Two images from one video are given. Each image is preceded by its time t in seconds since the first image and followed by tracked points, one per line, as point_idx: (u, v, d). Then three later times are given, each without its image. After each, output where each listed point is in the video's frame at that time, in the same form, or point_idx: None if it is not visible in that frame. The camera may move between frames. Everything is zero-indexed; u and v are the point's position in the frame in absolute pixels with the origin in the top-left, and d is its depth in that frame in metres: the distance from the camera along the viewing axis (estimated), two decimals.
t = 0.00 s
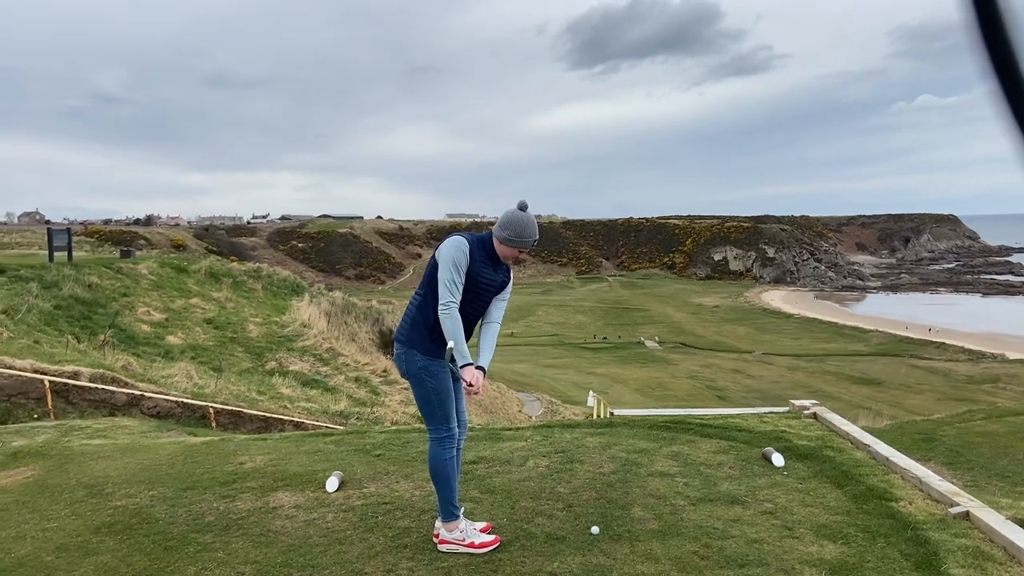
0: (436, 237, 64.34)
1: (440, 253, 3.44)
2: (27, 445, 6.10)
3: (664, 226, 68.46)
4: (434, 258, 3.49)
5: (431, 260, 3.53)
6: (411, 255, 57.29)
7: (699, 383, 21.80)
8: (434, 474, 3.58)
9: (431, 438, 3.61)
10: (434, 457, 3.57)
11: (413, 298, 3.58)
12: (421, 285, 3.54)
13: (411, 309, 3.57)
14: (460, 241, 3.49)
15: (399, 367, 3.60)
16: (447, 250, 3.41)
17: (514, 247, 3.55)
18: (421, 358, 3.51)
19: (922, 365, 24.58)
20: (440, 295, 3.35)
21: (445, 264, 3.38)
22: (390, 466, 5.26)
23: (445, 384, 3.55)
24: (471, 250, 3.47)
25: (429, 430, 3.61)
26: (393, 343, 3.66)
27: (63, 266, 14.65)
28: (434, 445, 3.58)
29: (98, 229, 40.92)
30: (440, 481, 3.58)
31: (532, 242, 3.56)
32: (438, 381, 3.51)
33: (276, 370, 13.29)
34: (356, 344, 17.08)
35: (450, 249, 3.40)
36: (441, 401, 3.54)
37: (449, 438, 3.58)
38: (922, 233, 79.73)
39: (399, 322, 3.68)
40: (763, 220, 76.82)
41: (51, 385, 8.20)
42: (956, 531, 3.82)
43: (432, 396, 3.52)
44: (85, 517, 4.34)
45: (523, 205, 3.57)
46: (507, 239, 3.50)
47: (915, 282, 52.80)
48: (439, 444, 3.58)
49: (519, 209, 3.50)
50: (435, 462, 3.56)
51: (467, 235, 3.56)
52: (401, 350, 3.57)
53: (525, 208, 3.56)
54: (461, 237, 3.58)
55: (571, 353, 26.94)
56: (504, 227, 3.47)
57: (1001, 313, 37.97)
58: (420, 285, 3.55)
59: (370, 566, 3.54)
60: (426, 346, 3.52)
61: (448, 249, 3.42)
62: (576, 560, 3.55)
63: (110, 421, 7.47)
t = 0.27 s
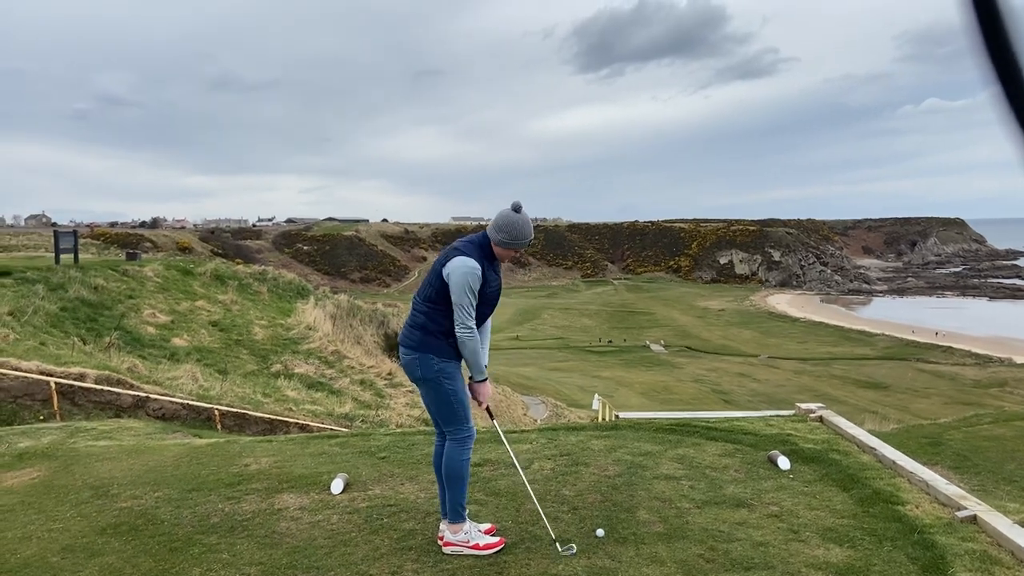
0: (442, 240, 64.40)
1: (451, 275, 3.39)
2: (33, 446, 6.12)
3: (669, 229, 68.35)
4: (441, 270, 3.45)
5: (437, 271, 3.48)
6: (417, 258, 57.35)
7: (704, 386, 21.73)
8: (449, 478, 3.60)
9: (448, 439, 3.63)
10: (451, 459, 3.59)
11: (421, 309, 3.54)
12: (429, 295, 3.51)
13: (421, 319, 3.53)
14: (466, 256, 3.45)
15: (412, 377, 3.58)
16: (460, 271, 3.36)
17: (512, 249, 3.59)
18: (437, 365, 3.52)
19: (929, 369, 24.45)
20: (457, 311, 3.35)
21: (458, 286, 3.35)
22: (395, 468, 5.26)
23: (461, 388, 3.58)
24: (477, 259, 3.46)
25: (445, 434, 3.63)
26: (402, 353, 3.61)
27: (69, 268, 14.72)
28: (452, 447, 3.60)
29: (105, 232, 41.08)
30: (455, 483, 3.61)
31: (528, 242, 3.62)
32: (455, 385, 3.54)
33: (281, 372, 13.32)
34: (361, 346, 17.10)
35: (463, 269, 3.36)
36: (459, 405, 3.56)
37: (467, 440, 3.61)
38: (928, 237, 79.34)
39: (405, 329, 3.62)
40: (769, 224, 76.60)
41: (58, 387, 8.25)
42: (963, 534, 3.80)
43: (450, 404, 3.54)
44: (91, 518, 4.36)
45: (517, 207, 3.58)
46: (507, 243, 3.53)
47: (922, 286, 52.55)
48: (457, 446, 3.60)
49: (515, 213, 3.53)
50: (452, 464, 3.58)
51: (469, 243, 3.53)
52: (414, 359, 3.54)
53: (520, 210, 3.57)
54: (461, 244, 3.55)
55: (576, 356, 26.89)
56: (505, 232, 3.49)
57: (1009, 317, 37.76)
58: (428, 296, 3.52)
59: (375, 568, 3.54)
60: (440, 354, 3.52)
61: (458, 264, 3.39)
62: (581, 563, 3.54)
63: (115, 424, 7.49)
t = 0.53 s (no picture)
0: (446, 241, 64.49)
1: (489, 286, 3.44)
2: (39, 447, 6.16)
3: (674, 231, 68.29)
4: (473, 279, 3.41)
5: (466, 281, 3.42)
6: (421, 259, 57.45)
7: (708, 388, 21.70)
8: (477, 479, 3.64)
9: (469, 439, 3.65)
10: (478, 460, 3.62)
11: (448, 318, 3.46)
12: (457, 304, 3.44)
13: (454, 330, 3.46)
14: (492, 263, 3.50)
15: (442, 385, 3.51)
16: (498, 280, 3.46)
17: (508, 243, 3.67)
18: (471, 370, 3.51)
19: (934, 371, 24.36)
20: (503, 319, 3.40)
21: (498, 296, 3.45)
22: (399, 469, 5.28)
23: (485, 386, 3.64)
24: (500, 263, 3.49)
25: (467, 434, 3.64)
26: (430, 364, 3.50)
27: (75, 269, 14.80)
28: (475, 447, 3.63)
29: (111, 233, 41.27)
30: (471, 482, 3.63)
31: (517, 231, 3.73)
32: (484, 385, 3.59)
33: (286, 373, 13.36)
34: (365, 347, 17.15)
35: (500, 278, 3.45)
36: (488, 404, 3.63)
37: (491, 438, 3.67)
38: (934, 238, 79.06)
39: (430, 341, 3.49)
40: (773, 225, 76.44)
41: (63, 387, 8.30)
42: (966, 537, 3.79)
43: (481, 406, 3.58)
44: (96, 518, 4.39)
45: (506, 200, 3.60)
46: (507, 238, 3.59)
47: (927, 288, 52.38)
48: (482, 445, 3.64)
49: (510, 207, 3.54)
50: (479, 464, 3.62)
51: (481, 246, 3.52)
52: (447, 368, 3.47)
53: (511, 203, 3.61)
54: (472, 248, 3.50)
55: (580, 357, 26.89)
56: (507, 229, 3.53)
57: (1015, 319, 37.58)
58: (456, 306, 3.45)
59: (378, 569, 3.56)
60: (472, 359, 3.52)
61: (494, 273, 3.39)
62: (584, 564, 3.55)
63: (121, 424, 7.53)
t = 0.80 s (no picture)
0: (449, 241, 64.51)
1: (502, 278, 3.47)
2: (42, 446, 6.17)
3: (677, 230, 68.19)
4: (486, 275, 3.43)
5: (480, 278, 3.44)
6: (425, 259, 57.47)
7: (712, 388, 21.66)
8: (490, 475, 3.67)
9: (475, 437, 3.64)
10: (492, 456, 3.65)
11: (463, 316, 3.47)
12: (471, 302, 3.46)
13: (473, 328, 3.48)
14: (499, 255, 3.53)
15: (458, 383, 3.49)
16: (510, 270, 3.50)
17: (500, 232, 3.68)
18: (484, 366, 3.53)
19: (938, 371, 24.29)
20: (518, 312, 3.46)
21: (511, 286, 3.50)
22: (401, 468, 5.28)
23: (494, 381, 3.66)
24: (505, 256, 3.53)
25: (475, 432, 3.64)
26: (445, 362, 3.48)
27: (79, 268, 14.84)
28: (481, 445, 3.63)
29: (114, 232, 41.41)
30: (474, 480, 3.63)
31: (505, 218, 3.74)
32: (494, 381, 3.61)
33: (289, 372, 13.37)
34: (368, 347, 17.16)
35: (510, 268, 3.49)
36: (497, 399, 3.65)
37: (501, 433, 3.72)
38: (938, 238, 78.86)
39: (447, 341, 3.47)
40: (777, 225, 76.26)
41: (66, 386, 8.33)
42: (968, 537, 3.78)
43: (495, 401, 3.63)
44: (98, 517, 4.39)
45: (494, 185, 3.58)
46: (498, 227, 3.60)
47: (931, 288, 52.23)
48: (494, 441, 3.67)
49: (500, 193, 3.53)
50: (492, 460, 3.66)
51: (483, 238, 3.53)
52: (463, 364, 3.46)
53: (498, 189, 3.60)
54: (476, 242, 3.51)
55: (583, 357, 26.87)
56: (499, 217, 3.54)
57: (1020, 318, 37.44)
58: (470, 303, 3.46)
59: (378, 569, 3.56)
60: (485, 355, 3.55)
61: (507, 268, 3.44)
62: (585, 564, 3.54)
63: (123, 422, 7.55)
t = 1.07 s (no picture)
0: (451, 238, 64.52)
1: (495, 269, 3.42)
2: (44, 443, 6.19)
3: (679, 228, 68.14)
4: (477, 267, 3.42)
5: (472, 269, 3.42)
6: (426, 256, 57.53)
7: (713, 385, 21.67)
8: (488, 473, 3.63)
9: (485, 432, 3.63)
10: (491, 454, 3.61)
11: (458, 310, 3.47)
12: (464, 295, 3.46)
13: (467, 322, 3.47)
14: (494, 246, 3.49)
15: (456, 378, 3.50)
16: (503, 261, 3.43)
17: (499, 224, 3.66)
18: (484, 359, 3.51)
19: (940, 369, 24.26)
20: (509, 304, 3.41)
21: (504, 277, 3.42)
22: (402, 466, 5.28)
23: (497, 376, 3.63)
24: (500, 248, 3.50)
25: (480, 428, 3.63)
26: (442, 357, 3.49)
27: (81, 265, 14.86)
28: (492, 439, 3.61)
29: (116, 230, 41.49)
30: (482, 475, 3.62)
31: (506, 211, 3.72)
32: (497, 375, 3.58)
33: (291, 369, 13.39)
34: (370, 344, 17.18)
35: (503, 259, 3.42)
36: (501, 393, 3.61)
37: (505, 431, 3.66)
38: (940, 235, 78.76)
39: (442, 336, 3.49)
40: (779, 223, 76.18)
41: (68, 383, 8.35)
42: (969, 535, 3.77)
43: (494, 398, 3.58)
44: (100, 514, 4.40)
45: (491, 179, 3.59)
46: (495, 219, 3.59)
47: (933, 286, 52.15)
48: (495, 440, 3.62)
49: (496, 186, 3.54)
50: (492, 459, 3.61)
51: (478, 231, 3.53)
52: (459, 359, 3.46)
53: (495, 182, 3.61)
54: (469, 233, 3.52)
55: (585, 355, 26.88)
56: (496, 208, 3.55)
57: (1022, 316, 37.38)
58: (463, 296, 3.46)
59: (379, 565, 3.56)
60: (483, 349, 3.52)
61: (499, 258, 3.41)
62: (586, 561, 3.54)
63: (126, 420, 7.57)
